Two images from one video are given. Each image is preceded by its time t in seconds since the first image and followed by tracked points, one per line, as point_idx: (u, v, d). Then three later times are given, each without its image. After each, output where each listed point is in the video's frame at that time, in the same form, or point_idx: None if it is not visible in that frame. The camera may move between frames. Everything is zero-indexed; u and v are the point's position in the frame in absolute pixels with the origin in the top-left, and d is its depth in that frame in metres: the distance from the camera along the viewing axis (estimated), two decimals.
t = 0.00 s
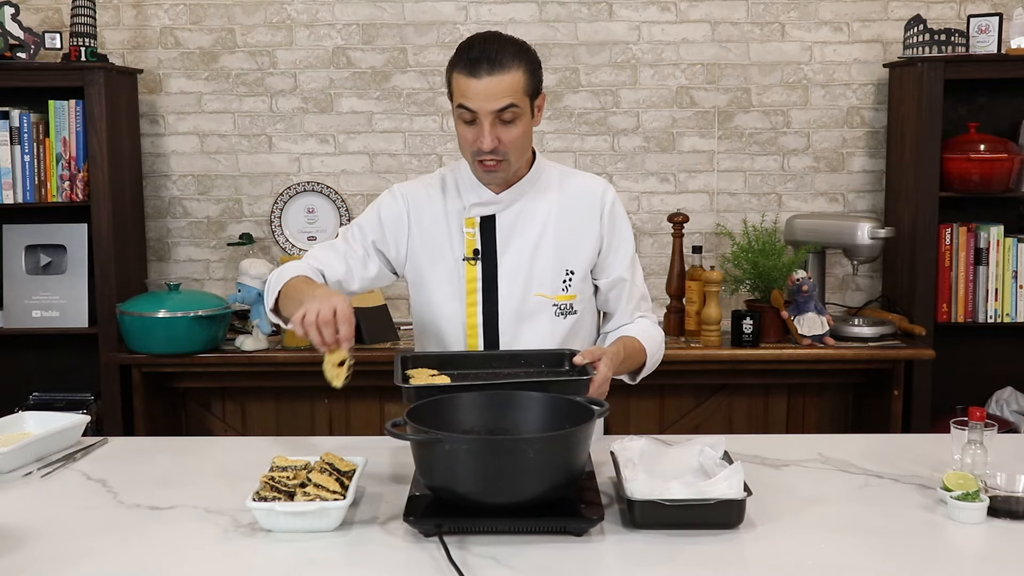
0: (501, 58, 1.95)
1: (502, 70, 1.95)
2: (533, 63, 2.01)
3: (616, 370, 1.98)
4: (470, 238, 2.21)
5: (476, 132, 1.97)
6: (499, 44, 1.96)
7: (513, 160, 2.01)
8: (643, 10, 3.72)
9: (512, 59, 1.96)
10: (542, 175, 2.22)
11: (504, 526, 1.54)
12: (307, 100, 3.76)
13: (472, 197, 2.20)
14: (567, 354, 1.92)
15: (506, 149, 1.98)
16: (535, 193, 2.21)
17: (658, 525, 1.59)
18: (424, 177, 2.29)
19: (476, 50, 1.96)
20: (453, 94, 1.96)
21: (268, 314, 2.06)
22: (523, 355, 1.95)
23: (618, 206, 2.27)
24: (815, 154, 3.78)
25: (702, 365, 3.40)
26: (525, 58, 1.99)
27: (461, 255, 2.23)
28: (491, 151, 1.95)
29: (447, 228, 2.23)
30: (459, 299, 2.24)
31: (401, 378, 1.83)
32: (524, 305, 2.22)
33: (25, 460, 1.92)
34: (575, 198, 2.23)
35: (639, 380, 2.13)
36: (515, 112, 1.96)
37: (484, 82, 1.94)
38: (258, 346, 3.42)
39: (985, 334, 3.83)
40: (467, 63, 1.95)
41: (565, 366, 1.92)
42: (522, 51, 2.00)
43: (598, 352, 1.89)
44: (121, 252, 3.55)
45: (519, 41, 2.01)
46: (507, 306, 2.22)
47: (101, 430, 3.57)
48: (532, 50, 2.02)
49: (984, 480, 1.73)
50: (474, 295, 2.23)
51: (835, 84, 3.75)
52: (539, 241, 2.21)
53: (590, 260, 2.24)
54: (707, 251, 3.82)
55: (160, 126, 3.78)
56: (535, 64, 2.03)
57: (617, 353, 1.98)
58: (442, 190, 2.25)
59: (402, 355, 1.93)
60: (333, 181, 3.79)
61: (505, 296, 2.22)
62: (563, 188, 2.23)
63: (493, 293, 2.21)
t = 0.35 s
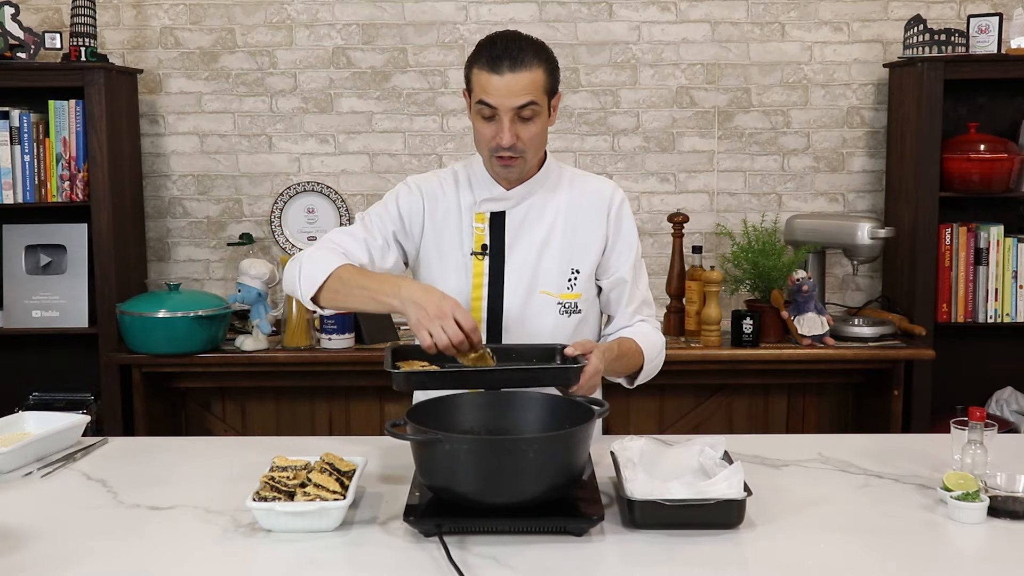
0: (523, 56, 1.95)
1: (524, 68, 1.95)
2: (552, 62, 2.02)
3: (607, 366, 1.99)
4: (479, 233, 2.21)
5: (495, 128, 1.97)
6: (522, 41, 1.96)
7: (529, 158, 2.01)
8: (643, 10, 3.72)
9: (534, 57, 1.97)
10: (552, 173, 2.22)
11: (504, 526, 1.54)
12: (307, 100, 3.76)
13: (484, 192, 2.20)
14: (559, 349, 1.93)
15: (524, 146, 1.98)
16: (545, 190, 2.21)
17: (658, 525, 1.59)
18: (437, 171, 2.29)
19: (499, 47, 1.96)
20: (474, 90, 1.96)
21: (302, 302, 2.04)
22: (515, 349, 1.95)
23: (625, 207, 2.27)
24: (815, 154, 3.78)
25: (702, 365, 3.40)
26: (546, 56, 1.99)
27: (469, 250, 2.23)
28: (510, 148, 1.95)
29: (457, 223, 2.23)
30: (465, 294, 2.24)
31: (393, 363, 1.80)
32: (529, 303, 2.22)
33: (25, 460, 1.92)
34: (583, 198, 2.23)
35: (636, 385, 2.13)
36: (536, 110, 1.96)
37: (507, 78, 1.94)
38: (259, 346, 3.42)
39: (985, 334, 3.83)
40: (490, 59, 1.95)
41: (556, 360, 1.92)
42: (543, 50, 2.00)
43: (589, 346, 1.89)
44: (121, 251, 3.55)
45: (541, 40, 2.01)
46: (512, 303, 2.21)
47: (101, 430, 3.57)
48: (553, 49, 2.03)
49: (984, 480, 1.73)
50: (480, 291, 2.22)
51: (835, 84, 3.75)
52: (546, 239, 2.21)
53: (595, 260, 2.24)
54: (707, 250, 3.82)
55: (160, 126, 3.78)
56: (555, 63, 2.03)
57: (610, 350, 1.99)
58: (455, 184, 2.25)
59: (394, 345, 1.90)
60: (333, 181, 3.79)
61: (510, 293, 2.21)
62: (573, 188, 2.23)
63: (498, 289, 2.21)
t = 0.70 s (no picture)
0: (527, 59, 1.95)
1: (527, 72, 1.95)
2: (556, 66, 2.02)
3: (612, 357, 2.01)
4: (481, 233, 2.20)
5: (496, 131, 1.97)
6: (527, 45, 1.96)
7: (529, 162, 2.01)
8: (643, 10, 3.72)
9: (538, 61, 1.97)
10: (552, 174, 2.23)
11: (504, 526, 1.54)
12: (307, 100, 3.76)
13: (484, 192, 2.20)
14: (563, 339, 1.93)
15: (524, 151, 1.98)
16: (546, 191, 2.21)
17: (658, 525, 1.59)
18: (435, 172, 2.30)
19: (503, 50, 1.96)
20: (476, 92, 1.96)
21: (303, 310, 2.06)
22: (521, 341, 1.97)
23: (625, 206, 2.27)
24: (815, 154, 3.78)
25: (702, 365, 3.40)
26: (549, 60, 1.99)
27: (470, 249, 2.22)
28: (510, 152, 1.96)
29: (458, 224, 2.23)
30: (467, 293, 2.23)
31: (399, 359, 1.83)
32: (530, 303, 2.21)
33: (25, 460, 1.92)
34: (584, 198, 2.23)
35: (638, 381, 2.14)
36: (537, 114, 1.96)
37: (510, 82, 1.93)
38: (258, 346, 3.42)
39: (986, 334, 3.83)
40: (493, 62, 1.95)
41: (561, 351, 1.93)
42: (547, 53, 2.00)
43: (594, 334, 1.90)
44: (121, 251, 3.55)
45: (546, 43, 2.01)
46: (513, 303, 2.20)
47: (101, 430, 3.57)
48: (557, 53, 2.02)
49: (984, 480, 1.73)
50: (481, 290, 2.22)
51: (835, 85, 3.75)
52: (548, 239, 2.21)
53: (596, 260, 2.24)
54: (707, 251, 3.82)
55: (160, 126, 3.78)
56: (559, 67, 2.03)
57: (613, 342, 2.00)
58: (455, 185, 2.25)
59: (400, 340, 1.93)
60: (333, 181, 3.79)
61: (512, 293, 2.20)
62: (574, 189, 2.23)
63: (500, 289, 2.20)
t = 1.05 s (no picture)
0: (508, 60, 1.96)
1: (508, 73, 1.95)
2: (540, 67, 2.01)
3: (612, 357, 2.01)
4: (474, 236, 2.20)
5: (480, 132, 1.97)
6: (507, 45, 1.96)
7: (515, 163, 2.00)
8: (643, 10, 3.72)
9: (520, 61, 1.97)
10: (546, 175, 2.22)
11: (504, 526, 1.54)
12: (307, 100, 3.76)
13: (477, 195, 2.19)
14: (564, 339, 1.95)
15: (509, 152, 1.97)
16: (540, 191, 2.21)
17: (658, 525, 1.59)
18: (426, 176, 2.28)
19: (484, 51, 1.96)
20: (459, 95, 1.97)
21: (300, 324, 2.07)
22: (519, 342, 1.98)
23: (621, 205, 2.27)
24: (815, 154, 3.78)
25: (702, 365, 3.40)
26: (532, 61, 1.99)
27: (465, 253, 2.22)
28: (494, 153, 1.95)
29: (451, 227, 2.22)
30: (463, 297, 2.23)
31: (400, 364, 1.81)
32: (527, 304, 2.21)
33: (25, 460, 1.92)
34: (579, 198, 2.23)
35: (638, 378, 2.13)
36: (520, 114, 1.96)
37: (491, 83, 1.94)
38: (259, 346, 3.42)
39: (986, 334, 3.83)
40: (475, 63, 1.95)
41: (562, 353, 1.96)
42: (530, 54, 2.00)
43: (596, 337, 1.90)
44: (121, 251, 3.55)
45: (528, 44, 2.01)
46: (510, 306, 2.20)
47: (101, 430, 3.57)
48: (540, 53, 2.02)
49: (984, 480, 1.73)
50: (478, 293, 2.21)
51: (835, 84, 3.75)
52: (543, 241, 2.21)
53: (592, 260, 2.24)
54: (707, 250, 3.82)
55: (160, 126, 3.78)
56: (543, 67, 2.02)
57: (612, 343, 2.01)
58: (447, 188, 2.24)
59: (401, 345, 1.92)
60: (333, 181, 3.79)
61: (508, 296, 2.21)
62: (568, 189, 2.23)
63: (496, 291, 2.20)
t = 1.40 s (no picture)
0: (490, 60, 1.96)
1: (490, 73, 1.95)
2: (523, 66, 2.01)
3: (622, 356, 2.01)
4: (469, 240, 2.20)
5: (465, 134, 1.96)
6: (489, 46, 1.97)
7: (502, 164, 1.98)
8: (643, 10, 3.72)
9: (502, 61, 1.97)
10: (536, 177, 2.22)
11: (504, 526, 1.53)
12: (307, 100, 3.76)
13: (469, 199, 2.19)
14: (576, 340, 1.96)
15: (495, 152, 1.96)
16: (532, 193, 2.21)
17: (658, 525, 1.59)
18: (415, 181, 2.27)
19: (466, 52, 1.96)
20: (443, 97, 1.97)
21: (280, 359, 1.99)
22: (531, 343, 1.98)
23: (615, 203, 2.27)
24: (815, 154, 3.78)
25: (702, 365, 3.40)
26: (515, 60, 1.99)
27: (460, 258, 2.21)
28: (480, 154, 1.94)
29: (444, 231, 2.21)
30: (460, 301, 2.22)
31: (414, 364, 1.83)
32: (524, 307, 2.21)
33: (25, 460, 1.92)
34: (572, 198, 2.23)
35: (641, 370, 2.12)
36: (504, 114, 1.96)
37: (474, 84, 1.94)
38: (259, 346, 3.42)
39: (986, 334, 3.83)
40: (457, 64, 1.95)
41: (573, 353, 1.96)
42: (513, 54, 2.00)
43: (609, 337, 1.91)
44: (121, 251, 3.55)
45: (510, 43, 2.01)
46: (507, 309, 2.20)
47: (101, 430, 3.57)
48: (523, 53, 2.02)
49: (984, 480, 1.73)
50: (474, 298, 2.21)
51: (835, 84, 3.75)
52: (538, 242, 2.21)
53: (588, 260, 2.24)
54: (707, 250, 3.82)
55: (160, 126, 3.78)
56: (526, 67, 2.03)
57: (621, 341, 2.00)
58: (437, 193, 2.23)
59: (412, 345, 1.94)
60: (333, 181, 3.79)
61: (505, 299, 2.20)
62: (561, 190, 2.23)
63: (492, 295, 2.20)
